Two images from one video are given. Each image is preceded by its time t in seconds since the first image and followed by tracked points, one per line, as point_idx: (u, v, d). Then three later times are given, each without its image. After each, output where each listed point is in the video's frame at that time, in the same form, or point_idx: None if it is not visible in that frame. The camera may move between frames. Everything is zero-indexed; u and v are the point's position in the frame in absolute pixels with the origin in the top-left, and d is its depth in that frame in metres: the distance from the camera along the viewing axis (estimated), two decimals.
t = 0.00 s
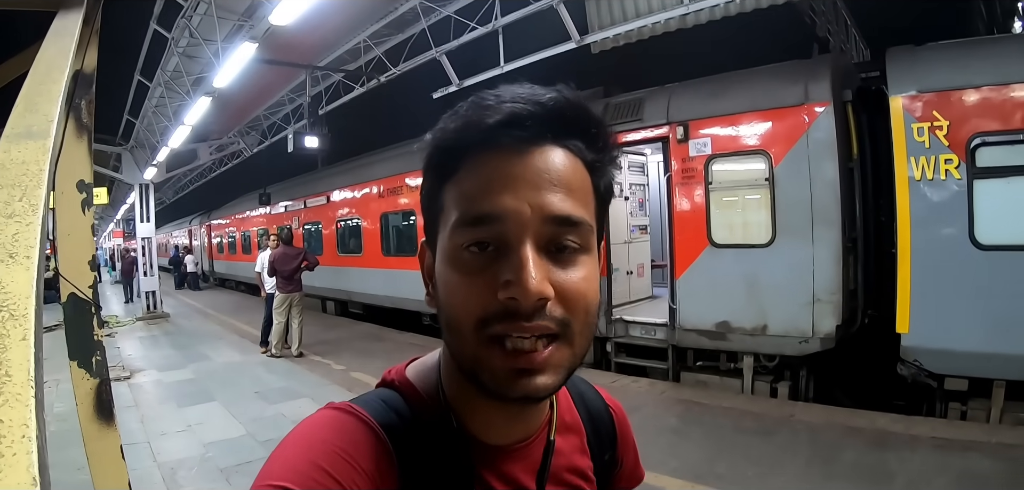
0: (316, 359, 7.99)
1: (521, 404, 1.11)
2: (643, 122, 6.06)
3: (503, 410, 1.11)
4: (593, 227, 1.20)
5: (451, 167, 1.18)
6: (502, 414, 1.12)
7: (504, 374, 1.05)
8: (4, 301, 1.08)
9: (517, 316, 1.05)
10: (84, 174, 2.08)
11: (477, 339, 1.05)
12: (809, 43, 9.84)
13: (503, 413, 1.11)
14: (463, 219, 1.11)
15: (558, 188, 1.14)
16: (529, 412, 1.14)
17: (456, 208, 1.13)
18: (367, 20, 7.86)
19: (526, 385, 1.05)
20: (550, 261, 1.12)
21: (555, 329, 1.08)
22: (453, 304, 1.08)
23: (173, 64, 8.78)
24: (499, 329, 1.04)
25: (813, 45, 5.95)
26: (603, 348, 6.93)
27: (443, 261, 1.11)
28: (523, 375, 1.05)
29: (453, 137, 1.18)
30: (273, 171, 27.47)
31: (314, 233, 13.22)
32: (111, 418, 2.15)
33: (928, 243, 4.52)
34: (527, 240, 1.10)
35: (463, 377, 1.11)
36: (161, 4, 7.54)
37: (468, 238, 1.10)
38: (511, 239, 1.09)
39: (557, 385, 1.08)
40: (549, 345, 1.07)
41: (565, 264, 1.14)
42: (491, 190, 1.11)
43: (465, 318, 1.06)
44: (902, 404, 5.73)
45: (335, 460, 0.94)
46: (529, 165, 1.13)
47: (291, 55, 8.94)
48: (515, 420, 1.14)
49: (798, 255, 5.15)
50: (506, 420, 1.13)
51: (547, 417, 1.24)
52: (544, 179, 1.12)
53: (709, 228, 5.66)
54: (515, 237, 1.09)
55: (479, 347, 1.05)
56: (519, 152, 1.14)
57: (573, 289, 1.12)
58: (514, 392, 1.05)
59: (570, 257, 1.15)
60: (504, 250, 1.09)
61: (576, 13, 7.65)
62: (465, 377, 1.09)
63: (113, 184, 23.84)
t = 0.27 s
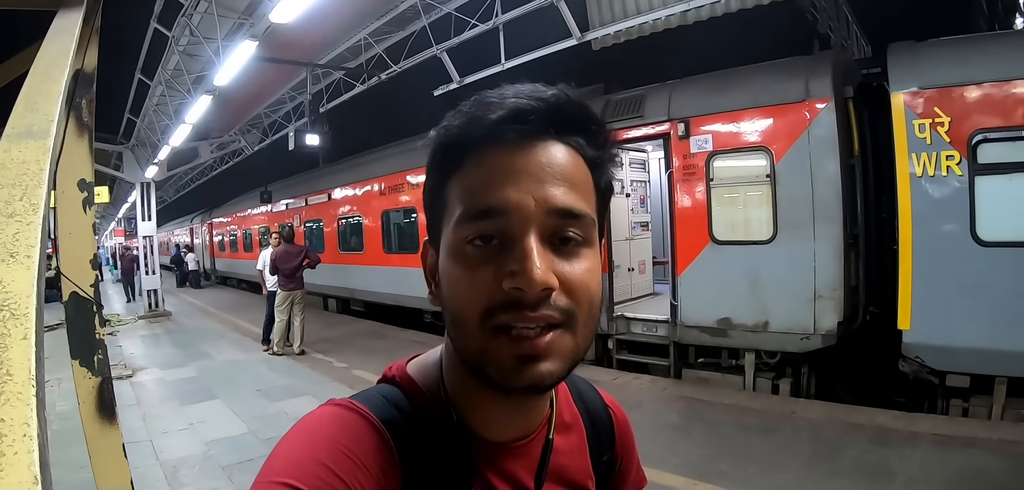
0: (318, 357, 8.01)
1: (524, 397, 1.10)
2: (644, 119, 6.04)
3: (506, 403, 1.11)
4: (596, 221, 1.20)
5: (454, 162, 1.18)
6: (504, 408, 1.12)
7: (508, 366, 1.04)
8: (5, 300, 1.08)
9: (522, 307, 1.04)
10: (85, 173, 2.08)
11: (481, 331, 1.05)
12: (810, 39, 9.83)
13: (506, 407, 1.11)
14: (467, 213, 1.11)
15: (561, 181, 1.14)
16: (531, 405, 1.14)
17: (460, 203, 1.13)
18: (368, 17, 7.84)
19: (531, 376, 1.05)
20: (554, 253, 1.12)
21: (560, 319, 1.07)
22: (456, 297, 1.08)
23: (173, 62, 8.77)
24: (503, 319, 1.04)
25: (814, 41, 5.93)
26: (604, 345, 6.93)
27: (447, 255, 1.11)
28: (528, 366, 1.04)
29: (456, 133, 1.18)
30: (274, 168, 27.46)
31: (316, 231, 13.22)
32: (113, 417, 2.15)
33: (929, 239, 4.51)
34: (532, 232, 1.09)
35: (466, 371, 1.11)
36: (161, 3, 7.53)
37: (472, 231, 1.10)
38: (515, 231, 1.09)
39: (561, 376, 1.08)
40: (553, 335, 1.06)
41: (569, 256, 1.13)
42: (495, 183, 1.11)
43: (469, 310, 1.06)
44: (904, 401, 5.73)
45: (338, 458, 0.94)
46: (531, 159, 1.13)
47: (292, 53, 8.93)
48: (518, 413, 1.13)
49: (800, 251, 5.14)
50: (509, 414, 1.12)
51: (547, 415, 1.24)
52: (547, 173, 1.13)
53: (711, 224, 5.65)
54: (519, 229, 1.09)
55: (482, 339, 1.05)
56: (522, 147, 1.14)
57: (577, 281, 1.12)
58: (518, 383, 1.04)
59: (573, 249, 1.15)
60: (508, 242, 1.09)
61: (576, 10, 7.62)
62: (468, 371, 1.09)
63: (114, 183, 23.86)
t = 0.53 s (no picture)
0: (321, 355, 8.03)
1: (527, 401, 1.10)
2: (648, 118, 6.04)
3: (509, 407, 1.11)
4: (601, 223, 1.20)
5: (458, 162, 1.18)
6: (509, 411, 1.12)
7: (513, 371, 1.04)
8: (11, 301, 1.08)
9: (526, 311, 1.05)
10: (90, 173, 2.09)
11: (484, 335, 1.05)
12: (814, 39, 9.81)
13: (511, 411, 1.11)
14: (470, 215, 1.11)
15: (566, 183, 1.14)
16: (535, 410, 1.14)
17: (463, 204, 1.13)
18: (371, 17, 7.86)
19: (535, 382, 1.05)
20: (558, 256, 1.12)
21: (564, 324, 1.07)
22: (460, 300, 1.08)
23: (177, 62, 8.80)
24: (507, 325, 1.04)
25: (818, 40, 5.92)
26: (607, 344, 6.93)
27: (451, 257, 1.12)
28: (532, 372, 1.04)
29: (461, 133, 1.18)
30: (277, 168, 27.52)
31: (319, 230, 13.25)
32: (117, 416, 2.16)
33: (933, 239, 4.50)
34: (536, 235, 1.10)
35: (469, 374, 1.12)
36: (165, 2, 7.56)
37: (476, 233, 1.10)
38: (519, 233, 1.09)
39: (565, 381, 1.08)
40: (557, 340, 1.06)
41: (573, 259, 1.14)
42: (499, 185, 1.11)
43: (472, 313, 1.06)
44: (907, 401, 5.71)
45: (339, 453, 0.94)
46: (536, 160, 1.13)
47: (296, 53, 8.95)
48: (522, 417, 1.13)
49: (803, 250, 5.14)
50: (512, 419, 1.13)
51: (551, 418, 1.24)
52: (552, 174, 1.13)
53: (714, 224, 5.64)
54: (523, 232, 1.09)
55: (486, 343, 1.05)
56: (527, 148, 1.14)
57: (581, 285, 1.12)
58: (522, 389, 1.04)
59: (578, 253, 1.15)
60: (512, 245, 1.09)
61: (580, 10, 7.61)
62: (471, 373, 1.09)
63: (118, 182, 23.96)
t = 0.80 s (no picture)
0: (323, 354, 8.04)
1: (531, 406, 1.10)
2: (650, 117, 6.03)
3: (511, 412, 1.11)
4: (608, 229, 1.20)
5: (464, 163, 1.18)
6: (511, 415, 1.12)
7: (518, 378, 1.04)
8: (13, 300, 1.09)
9: (531, 317, 1.05)
10: (92, 171, 2.09)
11: (489, 340, 1.05)
12: (817, 37, 9.79)
13: (513, 415, 1.12)
14: (477, 217, 1.11)
15: (574, 187, 1.14)
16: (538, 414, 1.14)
17: (469, 206, 1.13)
18: (374, 16, 7.87)
19: (540, 390, 1.05)
20: (565, 262, 1.12)
21: (569, 331, 1.07)
22: (465, 303, 1.08)
23: (180, 61, 8.80)
24: (513, 331, 1.04)
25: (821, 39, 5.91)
26: (609, 343, 6.93)
27: (455, 260, 1.11)
28: (537, 379, 1.04)
29: (467, 133, 1.18)
30: (280, 166, 27.58)
31: (322, 229, 13.27)
32: (119, 414, 2.17)
33: (936, 239, 4.48)
34: (542, 240, 1.10)
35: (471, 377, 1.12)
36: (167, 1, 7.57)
37: (481, 237, 1.10)
38: (526, 238, 1.09)
39: (570, 389, 1.08)
40: (563, 347, 1.06)
41: (580, 265, 1.14)
42: (506, 188, 1.11)
43: (477, 318, 1.06)
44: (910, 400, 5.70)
45: (335, 449, 0.95)
46: (544, 163, 1.13)
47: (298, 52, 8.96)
48: (524, 422, 1.13)
49: (806, 250, 5.12)
50: (514, 423, 1.13)
51: (554, 419, 1.24)
52: (560, 178, 1.13)
53: (717, 223, 5.64)
54: (529, 236, 1.09)
55: (490, 348, 1.05)
56: (535, 150, 1.14)
57: (586, 292, 1.12)
58: (527, 396, 1.05)
59: (585, 258, 1.15)
60: (518, 249, 1.09)
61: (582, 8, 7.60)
62: (474, 377, 1.09)
63: (122, 181, 24.03)
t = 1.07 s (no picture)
0: (324, 353, 8.04)
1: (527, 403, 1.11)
2: (650, 116, 6.03)
3: (508, 409, 1.11)
4: (606, 227, 1.20)
5: (464, 160, 1.18)
6: (508, 411, 1.12)
7: (514, 374, 1.05)
8: (15, 297, 1.09)
9: (527, 314, 1.05)
10: (93, 170, 2.09)
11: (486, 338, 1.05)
12: (818, 37, 9.78)
13: (510, 411, 1.12)
14: (475, 214, 1.11)
15: (572, 185, 1.14)
16: (535, 410, 1.15)
17: (468, 202, 1.13)
18: (374, 15, 7.87)
19: (536, 387, 1.05)
20: (562, 260, 1.12)
21: (565, 329, 1.07)
22: (462, 300, 1.08)
23: (181, 60, 8.80)
24: (509, 328, 1.04)
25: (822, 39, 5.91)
26: (610, 343, 6.93)
27: (453, 256, 1.12)
28: (533, 376, 1.04)
29: (467, 130, 1.18)
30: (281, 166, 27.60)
31: (322, 228, 13.27)
32: (120, 413, 2.17)
33: (937, 239, 4.48)
34: (539, 237, 1.10)
35: (468, 373, 1.12)
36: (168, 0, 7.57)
37: (479, 233, 1.10)
38: (523, 235, 1.09)
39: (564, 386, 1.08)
40: (559, 345, 1.06)
41: (577, 264, 1.14)
42: (504, 185, 1.11)
43: (474, 315, 1.06)
44: (910, 400, 5.71)
45: (336, 448, 0.95)
46: (543, 161, 1.13)
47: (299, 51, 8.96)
48: (522, 419, 1.14)
49: (807, 249, 5.12)
50: (512, 418, 1.13)
51: (553, 416, 1.24)
52: (558, 176, 1.13)
53: (717, 222, 5.63)
54: (527, 233, 1.09)
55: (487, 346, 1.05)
56: (534, 148, 1.14)
57: (583, 290, 1.13)
58: (524, 393, 1.05)
59: (582, 256, 1.15)
60: (516, 246, 1.09)
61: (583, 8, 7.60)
62: (471, 373, 1.09)
63: (122, 180, 24.04)
